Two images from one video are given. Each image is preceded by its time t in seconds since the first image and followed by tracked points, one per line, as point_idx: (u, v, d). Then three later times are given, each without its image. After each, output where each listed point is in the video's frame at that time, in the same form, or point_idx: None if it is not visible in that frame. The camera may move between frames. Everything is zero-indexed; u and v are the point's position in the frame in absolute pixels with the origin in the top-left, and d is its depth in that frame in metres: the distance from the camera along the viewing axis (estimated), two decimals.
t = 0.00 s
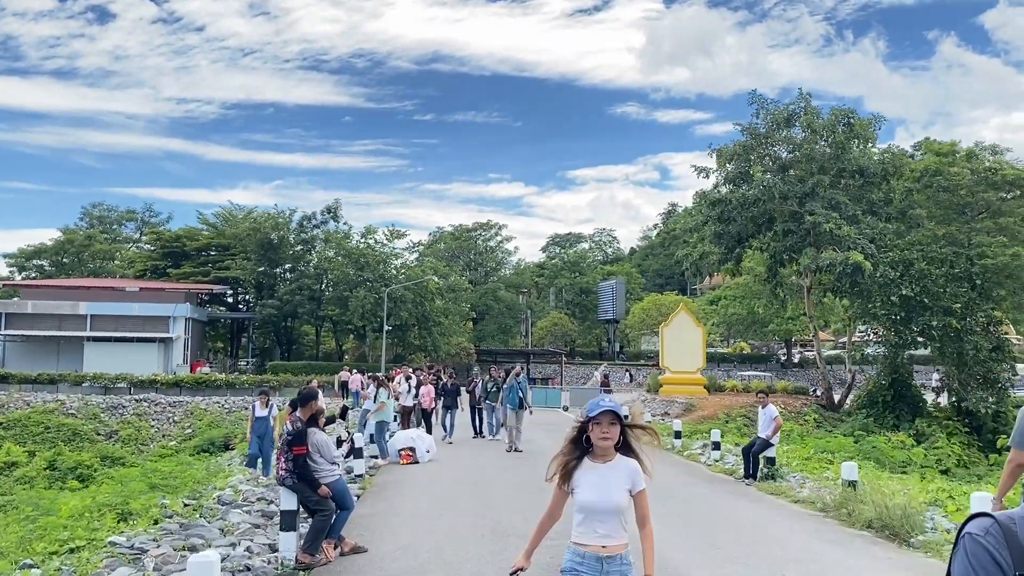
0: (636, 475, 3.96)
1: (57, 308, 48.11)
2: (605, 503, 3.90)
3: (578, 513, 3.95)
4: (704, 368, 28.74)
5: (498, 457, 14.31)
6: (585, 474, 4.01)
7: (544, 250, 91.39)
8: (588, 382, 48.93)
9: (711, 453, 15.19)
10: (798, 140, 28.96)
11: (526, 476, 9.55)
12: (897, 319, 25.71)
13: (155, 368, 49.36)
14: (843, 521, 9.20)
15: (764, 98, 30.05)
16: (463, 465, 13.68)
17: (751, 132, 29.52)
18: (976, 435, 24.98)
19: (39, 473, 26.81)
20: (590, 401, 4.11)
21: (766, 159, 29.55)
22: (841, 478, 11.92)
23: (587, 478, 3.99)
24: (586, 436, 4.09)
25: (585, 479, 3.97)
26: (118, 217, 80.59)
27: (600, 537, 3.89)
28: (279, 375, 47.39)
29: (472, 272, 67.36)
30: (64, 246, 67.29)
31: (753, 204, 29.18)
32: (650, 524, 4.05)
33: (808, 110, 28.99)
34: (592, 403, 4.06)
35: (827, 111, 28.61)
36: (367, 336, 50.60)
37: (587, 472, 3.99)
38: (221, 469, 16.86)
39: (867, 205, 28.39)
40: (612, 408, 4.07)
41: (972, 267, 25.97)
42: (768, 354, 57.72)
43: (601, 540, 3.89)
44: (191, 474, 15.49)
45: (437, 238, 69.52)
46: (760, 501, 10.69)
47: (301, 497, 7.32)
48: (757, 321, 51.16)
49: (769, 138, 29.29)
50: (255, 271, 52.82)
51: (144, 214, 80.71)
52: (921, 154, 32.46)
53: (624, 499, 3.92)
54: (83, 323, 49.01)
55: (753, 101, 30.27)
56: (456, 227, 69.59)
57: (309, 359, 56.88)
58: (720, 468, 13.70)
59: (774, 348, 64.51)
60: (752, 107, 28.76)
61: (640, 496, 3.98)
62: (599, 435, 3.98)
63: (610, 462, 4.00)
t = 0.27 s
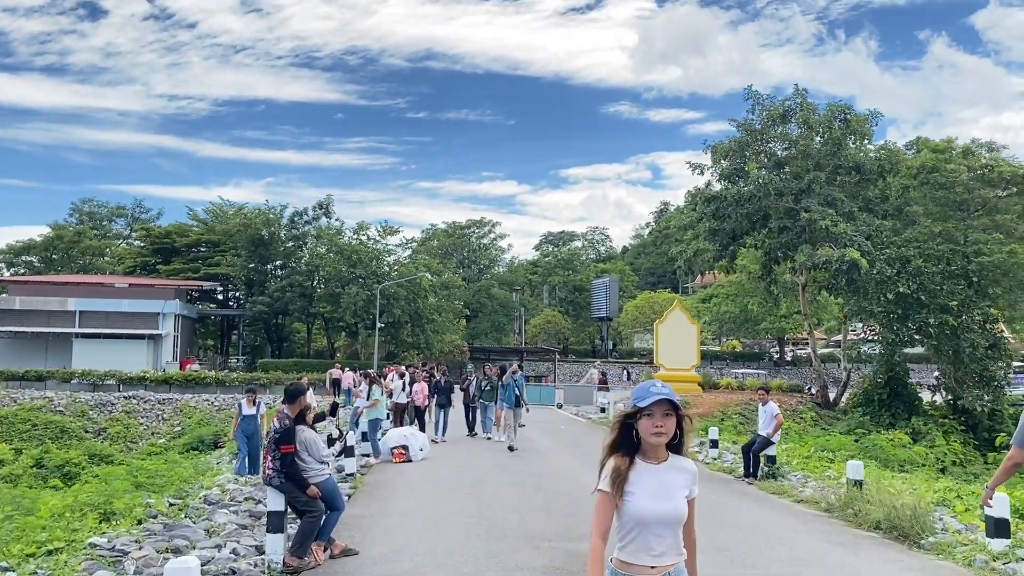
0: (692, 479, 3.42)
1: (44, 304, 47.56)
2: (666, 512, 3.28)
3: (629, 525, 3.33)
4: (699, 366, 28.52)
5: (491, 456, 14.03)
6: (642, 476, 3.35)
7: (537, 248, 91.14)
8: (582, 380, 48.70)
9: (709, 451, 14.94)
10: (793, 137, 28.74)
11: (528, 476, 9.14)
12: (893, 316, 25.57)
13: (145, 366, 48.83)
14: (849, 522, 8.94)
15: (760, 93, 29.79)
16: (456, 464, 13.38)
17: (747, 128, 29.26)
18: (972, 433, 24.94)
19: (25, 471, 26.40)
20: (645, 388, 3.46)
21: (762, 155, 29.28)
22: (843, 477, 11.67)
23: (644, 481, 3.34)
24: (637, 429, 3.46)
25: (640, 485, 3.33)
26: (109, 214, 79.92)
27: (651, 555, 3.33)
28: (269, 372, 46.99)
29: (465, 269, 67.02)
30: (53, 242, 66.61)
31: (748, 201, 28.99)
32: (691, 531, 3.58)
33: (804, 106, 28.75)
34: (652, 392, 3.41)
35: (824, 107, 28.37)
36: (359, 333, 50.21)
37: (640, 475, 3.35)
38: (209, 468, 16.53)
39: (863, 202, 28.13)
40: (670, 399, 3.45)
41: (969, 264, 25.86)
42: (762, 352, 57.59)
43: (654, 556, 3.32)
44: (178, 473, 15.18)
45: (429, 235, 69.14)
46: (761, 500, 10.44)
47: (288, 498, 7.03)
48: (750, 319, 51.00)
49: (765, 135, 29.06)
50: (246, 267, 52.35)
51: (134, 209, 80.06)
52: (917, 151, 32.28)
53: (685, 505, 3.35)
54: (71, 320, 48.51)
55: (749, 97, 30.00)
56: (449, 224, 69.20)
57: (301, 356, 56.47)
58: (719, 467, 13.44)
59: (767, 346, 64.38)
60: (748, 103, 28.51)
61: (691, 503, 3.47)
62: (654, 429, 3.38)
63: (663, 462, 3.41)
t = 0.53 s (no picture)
0: (770, 521, 2.85)
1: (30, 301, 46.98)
2: (742, 567, 2.74)
3: None
4: (691, 364, 28.30)
5: (482, 456, 13.74)
6: (710, 522, 2.78)
7: (528, 246, 90.89)
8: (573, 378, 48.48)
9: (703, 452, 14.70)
10: (787, 134, 28.52)
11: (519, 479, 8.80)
12: (887, 315, 25.42)
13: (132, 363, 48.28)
14: (850, 526, 8.72)
15: (753, 90, 29.53)
16: (446, 465, 13.07)
17: (740, 125, 29.04)
18: (964, 432, 24.86)
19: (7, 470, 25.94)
20: (716, 409, 2.85)
21: (755, 152, 29.07)
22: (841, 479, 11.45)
23: (713, 527, 2.78)
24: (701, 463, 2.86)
25: (710, 533, 2.75)
26: (97, 209, 79.16)
27: None
28: (258, 370, 46.56)
29: (455, 267, 66.67)
30: (40, 238, 65.87)
31: (741, 198, 28.81)
32: None
33: (797, 103, 28.53)
34: (724, 418, 2.81)
35: (817, 104, 28.17)
36: (349, 331, 49.81)
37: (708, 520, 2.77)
38: (193, 468, 16.19)
39: (856, 199, 27.98)
40: (748, 425, 2.85)
41: (962, 262, 25.73)
42: (753, 350, 57.50)
43: None
44: (161, 474, 14.83)
45: (420, 233, 68.73)
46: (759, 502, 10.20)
47: (271, 503, 6.74)
48: (742, 317, 50.89)
49: (758, 132, 28.87)
50: (235, 264, 51.89)
51: (122, 205, 79.32)
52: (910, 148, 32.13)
53: (765, 559, 2.79)
54: (57, 317, 47.98)
55: (742, 93, 29.74)
56: (440, 221, 68.76)
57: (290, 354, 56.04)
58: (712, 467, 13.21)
59: (758, 344, 64.30)
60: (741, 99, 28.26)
61: (773, 552, 2.89)
62: (725, 462, 2.80)
63: (736, 502, 2.84)
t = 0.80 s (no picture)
0: None
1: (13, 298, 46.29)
2: None
3: None
4: (683, 363, 28.03)
5: (472, 457, 13.38)
6: None
7: (519, 245, 90.59)
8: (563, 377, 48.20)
9: (698, 452, 14.38)
10: (780, 131, 28.26)
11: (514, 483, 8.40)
12: (880, 313, 25.21)
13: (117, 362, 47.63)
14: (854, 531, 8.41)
15: (746, 86, 29.24)
16: (435, 467, 12.70)
17: (732, 122, 28.71)
18: (957, 431, 24.74)
19: None
20: (832, 448, 2.23)
21: (748, 150, 28.80)
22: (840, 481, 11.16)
23: None
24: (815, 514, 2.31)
25: None
26: (83, 206, 78.22)
27: None
28: (245, 369, 46.01)
29: (445, 265, 66.24)
30: (24, 235, 65.03)
31: (734, 195, 28.57)
32: None
33: (790, 100, 28.28)
34: (847, 464, 2.20)
35: (810, 101, 27.91)
36: (338, 329, 49.35)
37: None
38: (176, 469, 15.78)
39: (850, 197, 27.77)
40: (878, 466, 2.22)
41: (956, 261, 25.55)
42: (743, 350, 57.34)
43: None
44: (141, 475, 14.41)
45: (410, 231, 68.25)
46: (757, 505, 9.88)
47: (248, 508, 6.36)
48: (733, 316, 50.70)
49: (751, 129, 28.55)
50: (222, 262, 51.31)
51: (109, 202, 78.50)
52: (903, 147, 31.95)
53: None
54: (41, 314, 47.30)
55: (735, 89, 29.45)
56: (430, 219, 68.28)
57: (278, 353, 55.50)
58: (708, 468, 12.91)
59: (749, 343, 64.20)
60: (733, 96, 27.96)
61: None
62: (850, 519, 2.24)
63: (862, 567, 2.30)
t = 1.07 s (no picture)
0: None
1: None
2: None
3: None
4: (677, 362, 27.76)
5: (466, 458, 13.04)
6: None
7: (510, 244, 90.27)
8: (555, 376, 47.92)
9: (695, 453, 14.10)
10: (774, 128, 28.00)
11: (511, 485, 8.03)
12: (876, 312, 25.01)
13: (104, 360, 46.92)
14: (859, 533, 8.13)
15: (741, 83, 28.97)
16: (426, 467, 12.36)
17: (727, 118, 28.39)
18: (953, 431, 24.63)
19: None
20: None
21: (742, 147, 28.52)
22: (841, 482, 10.89)
23: None
24: None
25: None
26: (70, 203, 77.40)
27: None
28: (234, 367, 45.52)
29: (437, 263, 65.82)
30: (11, 232, 64.28)
31: (728, 193, 28.35)
32: None
33: (785, 96, 28.04)
34: None
35: (805, 98, 27.67)
36: (328, 327, 48.91)
37: None
38: (161, 470, 15.39)
39: (845, 194, 27.57)
40: None
41: (952, 259, 25.40)
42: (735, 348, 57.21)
43: None
44: (124, 476, 14.01)
45: (401, 228, 67.80)
46: (758, 507, 9.59)
47: (231, 513, 6.05)
48: (725, 315, 50.52)
49: (746, 126, 28.15)
50: (211, 259, 50.77)
51: (97, 199, 77.73)
52: (898, 145, 31.76)
53: None
54: (27, 312, 46.68)
55: (729, 86, 29.17)
56: (421, 217, 67.83)
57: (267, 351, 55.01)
58: (707, 469, 12.62)
59: (741, 342, 64.09)
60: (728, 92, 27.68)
61: None
62: None
63: None
